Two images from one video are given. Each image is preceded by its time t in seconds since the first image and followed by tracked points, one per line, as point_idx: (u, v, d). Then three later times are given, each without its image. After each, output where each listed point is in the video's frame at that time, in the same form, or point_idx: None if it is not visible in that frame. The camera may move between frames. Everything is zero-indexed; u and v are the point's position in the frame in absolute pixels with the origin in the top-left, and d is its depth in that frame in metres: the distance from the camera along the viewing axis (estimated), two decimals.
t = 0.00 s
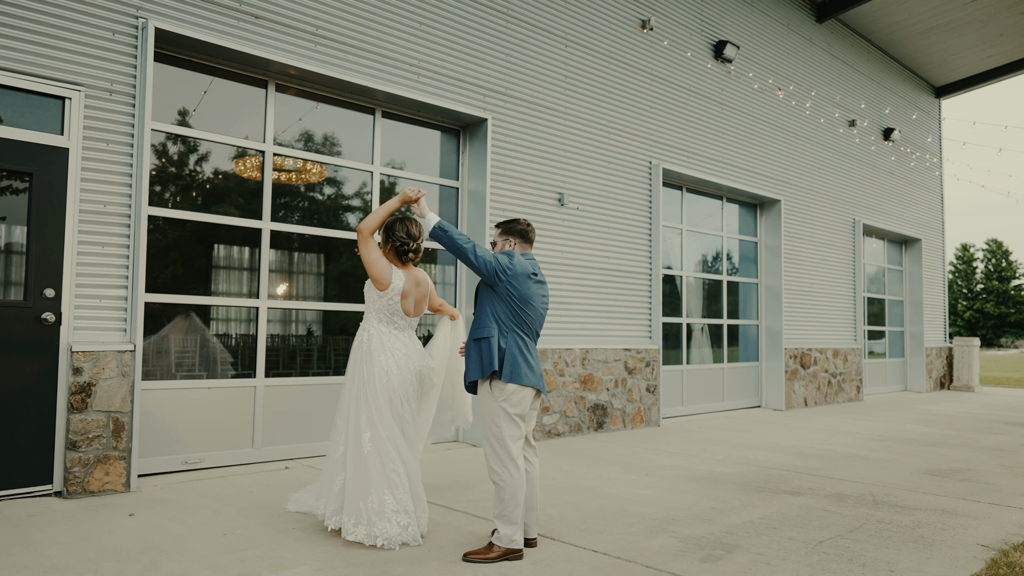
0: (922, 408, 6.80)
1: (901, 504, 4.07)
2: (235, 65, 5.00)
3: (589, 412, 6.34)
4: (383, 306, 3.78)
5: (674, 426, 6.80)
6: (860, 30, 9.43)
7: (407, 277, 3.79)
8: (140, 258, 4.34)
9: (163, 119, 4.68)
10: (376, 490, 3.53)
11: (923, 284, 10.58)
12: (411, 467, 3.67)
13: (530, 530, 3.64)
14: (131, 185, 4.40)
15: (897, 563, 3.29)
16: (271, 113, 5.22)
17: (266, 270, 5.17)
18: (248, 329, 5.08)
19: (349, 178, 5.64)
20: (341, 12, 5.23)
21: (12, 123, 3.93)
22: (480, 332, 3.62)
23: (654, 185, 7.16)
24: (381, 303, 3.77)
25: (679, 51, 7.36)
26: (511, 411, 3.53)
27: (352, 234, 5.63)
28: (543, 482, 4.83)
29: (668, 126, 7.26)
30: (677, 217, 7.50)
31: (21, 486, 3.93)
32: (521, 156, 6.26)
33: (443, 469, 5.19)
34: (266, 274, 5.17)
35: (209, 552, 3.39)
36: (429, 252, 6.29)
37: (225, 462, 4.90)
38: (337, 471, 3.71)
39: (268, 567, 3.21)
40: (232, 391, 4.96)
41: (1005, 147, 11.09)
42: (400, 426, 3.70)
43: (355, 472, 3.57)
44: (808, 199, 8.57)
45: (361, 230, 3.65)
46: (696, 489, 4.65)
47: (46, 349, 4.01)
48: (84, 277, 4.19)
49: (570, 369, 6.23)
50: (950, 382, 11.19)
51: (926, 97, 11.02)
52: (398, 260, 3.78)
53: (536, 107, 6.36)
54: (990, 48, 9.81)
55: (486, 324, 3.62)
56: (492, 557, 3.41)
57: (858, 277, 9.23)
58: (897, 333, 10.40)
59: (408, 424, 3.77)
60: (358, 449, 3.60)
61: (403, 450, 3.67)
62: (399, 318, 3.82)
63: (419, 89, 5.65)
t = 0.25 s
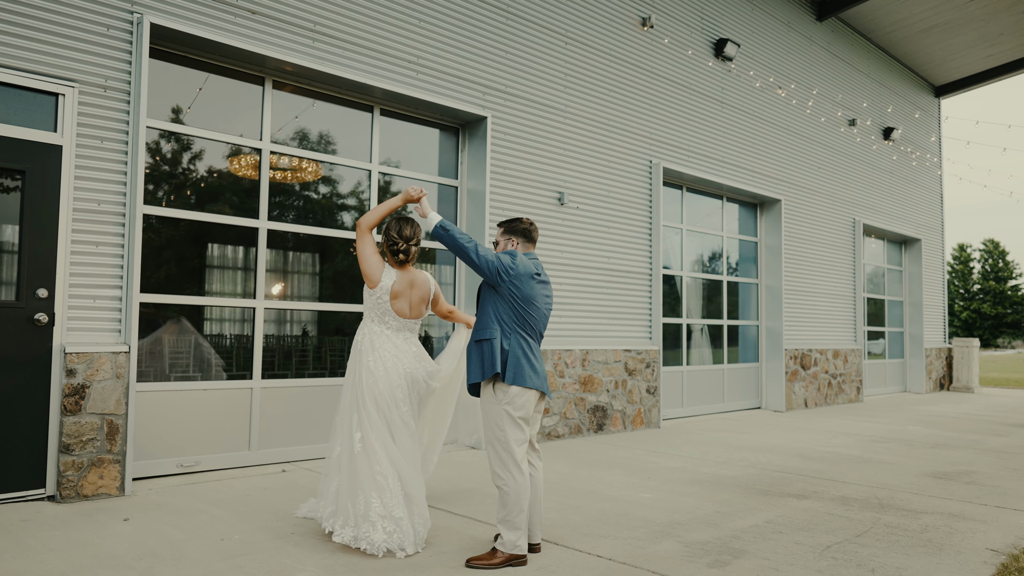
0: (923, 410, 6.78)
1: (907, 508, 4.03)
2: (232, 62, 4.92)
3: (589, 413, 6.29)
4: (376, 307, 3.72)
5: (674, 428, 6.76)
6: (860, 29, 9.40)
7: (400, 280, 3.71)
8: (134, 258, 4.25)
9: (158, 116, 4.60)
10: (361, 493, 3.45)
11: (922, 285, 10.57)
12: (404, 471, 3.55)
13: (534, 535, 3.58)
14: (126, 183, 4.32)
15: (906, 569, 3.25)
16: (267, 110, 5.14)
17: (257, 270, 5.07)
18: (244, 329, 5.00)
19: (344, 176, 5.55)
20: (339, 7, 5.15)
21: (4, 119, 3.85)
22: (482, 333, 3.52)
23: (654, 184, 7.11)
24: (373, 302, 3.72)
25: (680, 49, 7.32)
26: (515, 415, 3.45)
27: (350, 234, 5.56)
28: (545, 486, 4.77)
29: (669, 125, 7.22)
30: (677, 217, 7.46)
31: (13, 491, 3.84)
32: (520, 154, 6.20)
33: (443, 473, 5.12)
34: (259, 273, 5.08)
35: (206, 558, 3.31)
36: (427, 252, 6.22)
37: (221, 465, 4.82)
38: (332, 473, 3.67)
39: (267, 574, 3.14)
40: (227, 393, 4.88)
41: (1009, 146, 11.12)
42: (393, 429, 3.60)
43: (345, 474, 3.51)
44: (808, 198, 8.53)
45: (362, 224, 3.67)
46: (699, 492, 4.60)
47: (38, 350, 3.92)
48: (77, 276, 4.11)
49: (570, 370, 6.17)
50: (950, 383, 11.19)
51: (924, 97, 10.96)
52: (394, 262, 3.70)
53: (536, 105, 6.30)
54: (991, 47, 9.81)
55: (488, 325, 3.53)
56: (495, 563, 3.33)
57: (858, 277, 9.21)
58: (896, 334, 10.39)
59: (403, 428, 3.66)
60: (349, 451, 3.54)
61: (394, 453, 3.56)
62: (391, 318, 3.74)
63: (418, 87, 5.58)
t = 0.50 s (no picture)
0: (922, 411, 6.76)
1: (912, 511, 4.00)
2: (227, 58, 4.84)
3: (587, 415, 6.24)
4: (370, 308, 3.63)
5: (673, 429, 6.71)
6: (858, 27, 9.39)
7: (390, 279, 3.61)
8: (127, 257, 4.17)
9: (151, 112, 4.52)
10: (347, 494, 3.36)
11: (920, 285, 10.57)
12: (394, 473, 3.44)
13: (536, 539, 3.52)
14: (119, 181, 4.23)
15: (914, 573, 3.21)
16: (262, 107, 5.06)
17: (248, 269, 4.97)
18: (239, 329, 4.92)
19: (338, 175, 5.44)
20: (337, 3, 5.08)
21: None
22: (483, 334, 3.43)
23: (653, 183, 7.06)
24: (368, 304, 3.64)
25: (679, 46, 7.28)
26: (518, 417, 3.39)
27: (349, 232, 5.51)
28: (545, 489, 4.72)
29: (668, 123, 7.17)
30: (676, 216, 7.42)
31: (3, 495, 3.75)
32: (518, 153, 6.14)
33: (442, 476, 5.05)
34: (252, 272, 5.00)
35: (202, 563, 3.24)
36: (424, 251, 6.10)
37: (216, 468, 4.74)
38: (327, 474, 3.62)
39: None
40: (222, 395, 4.80)
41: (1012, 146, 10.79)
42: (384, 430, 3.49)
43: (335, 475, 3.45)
44: (807, 198, 8.51)
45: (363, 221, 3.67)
46: (701, 495, 4.55)
47: (29, 351, 3.83)
48: (69, 276, 4.02)
49: (569, 371, 6.12)
50: (948, 384, 11.19)
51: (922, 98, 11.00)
52: (386, 261, 3.62)
53: (536, 103, 6.25)
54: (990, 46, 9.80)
55: (490, 326, 3.43)
56: (498, 568, 3.27)
57: (856, 278, 9.20)
58: (895, 334, 10.39)
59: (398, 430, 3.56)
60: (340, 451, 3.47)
61: (385, 454, 3.45)
62: (380, 318, 3.62)
63: (416, 84, 5.51)
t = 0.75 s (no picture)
0: (918, 411, 6.75)
1: (914, 513, 3.97)
2: (219, 53, 4.75)
3: (584, 416, 6.19)
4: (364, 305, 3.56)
5: (670, 431, 6.67)
6: (854, 25, 9.39)
7: (378, 278, 3.52)
8: (117, 256, 4.07)
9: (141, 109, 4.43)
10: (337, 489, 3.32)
11: (915, 286, 10.59)
12: (387, 470, 3.37)
13: (536, 544, 3.45)
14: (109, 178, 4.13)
15: None
16: (254, 104, 4.96)
17: (238, 268, 4.87)
18: (232, 329, 4.84)
19: (329, 173, 5.35)
20: None
21: None
22: (483, 335, 3.33)
23: (650, 182, 7.02)
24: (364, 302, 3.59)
25: (676, 44, 7.24)
26: (520, 420, 3.31)
27: (344, 232, 5.42)
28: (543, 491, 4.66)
29: (664, 121, 7.13)
30: (672, 216, 7.39)
31: None
32: (514, 151, 6.08)
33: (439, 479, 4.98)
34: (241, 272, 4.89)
35: (196, 569, 3.15)
36: (417, 251, 5.95)
37: (207, 471, 4.65)
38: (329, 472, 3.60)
39: None
40: (213, 398, 4.71)
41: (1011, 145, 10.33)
42: (378, 426, 3.42)
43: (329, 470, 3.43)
44: (803, 198, 8.49)
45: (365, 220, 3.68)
46: (700, 497, 4.51)
47: (16, 352, 3.74)
48: (58, 275, 3.92)
49: (565, 372, 6.07)
50: (943, 384, 11.22)
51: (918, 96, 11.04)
52: (376, 260, 3.54)
53: (532, 101, 6.19)
54: (986, 45, 9.82)
55: (489, 325, 3.33)
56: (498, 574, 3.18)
57: (852, 278, 9.21)
58: (890, 334, 10.41)
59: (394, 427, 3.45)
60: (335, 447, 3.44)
61: (377, 451, 3.38)
62: (370, 318, 3.54)
63: (411, 80, 5.44)
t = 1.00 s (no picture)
0: (914, 412, 6.75)
1: (915, 515, 3.95)
2: (211, 48, 4.66)
3: (580, 417, 6.14)
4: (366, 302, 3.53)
5: (666, 432, 6.63)
6: (849, 24, 9.39)
7: (365, 275, 3.44)
8: (107, 254, 3.98)
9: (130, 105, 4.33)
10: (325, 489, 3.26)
11: (910, 285, 10.62)
12: (375, 471, 3.28)
13: (537, 548, 3.38)
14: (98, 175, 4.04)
15: None
16: (245, 101, 4.87)
17: (227, 267, 4.77)
18: (227, 329, 4.76)
19: (320, 172, 5.25)
20: None
21: None
22: (482, 334, 3.25)
23: (646, 181, 6.98)
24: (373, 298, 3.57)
25: (673, 42, 7.20)
26: (521, 422, 3.24)
27: (336, 230, 5.32)
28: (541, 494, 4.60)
29: (660, 120, 7.09)
30: (668, 215, 7.35)
31: None
32: (510, 149, 6.02)
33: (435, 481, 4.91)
34: (231, 271, 4.80)
35: None
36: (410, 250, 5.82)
37: (199, 474, 4.56)
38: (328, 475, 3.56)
39: None
40: (204, 399, 4.62)
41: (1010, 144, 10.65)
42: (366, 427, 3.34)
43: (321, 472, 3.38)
44: (798, 197, 8.48)
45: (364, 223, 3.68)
46: (700, 499, 4.47)
47: (3, 353, 3.64)
48: (46, 274, 3.83)
49: (562, 373, 6.02)
50: (937, 384, 11.26)
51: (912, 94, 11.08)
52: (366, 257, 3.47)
53: (527, 98, 6.13)
54: (980, 45, 9.86)
55: (489, 325, 3.25)
56: None
57: (847, 278, 9.21)
58: (885, 334, 10.44)
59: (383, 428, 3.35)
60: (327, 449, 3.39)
61: (366, 452, 3.31)
62: (359, 316, 3.47)
63: (406, 77, 5.37)
